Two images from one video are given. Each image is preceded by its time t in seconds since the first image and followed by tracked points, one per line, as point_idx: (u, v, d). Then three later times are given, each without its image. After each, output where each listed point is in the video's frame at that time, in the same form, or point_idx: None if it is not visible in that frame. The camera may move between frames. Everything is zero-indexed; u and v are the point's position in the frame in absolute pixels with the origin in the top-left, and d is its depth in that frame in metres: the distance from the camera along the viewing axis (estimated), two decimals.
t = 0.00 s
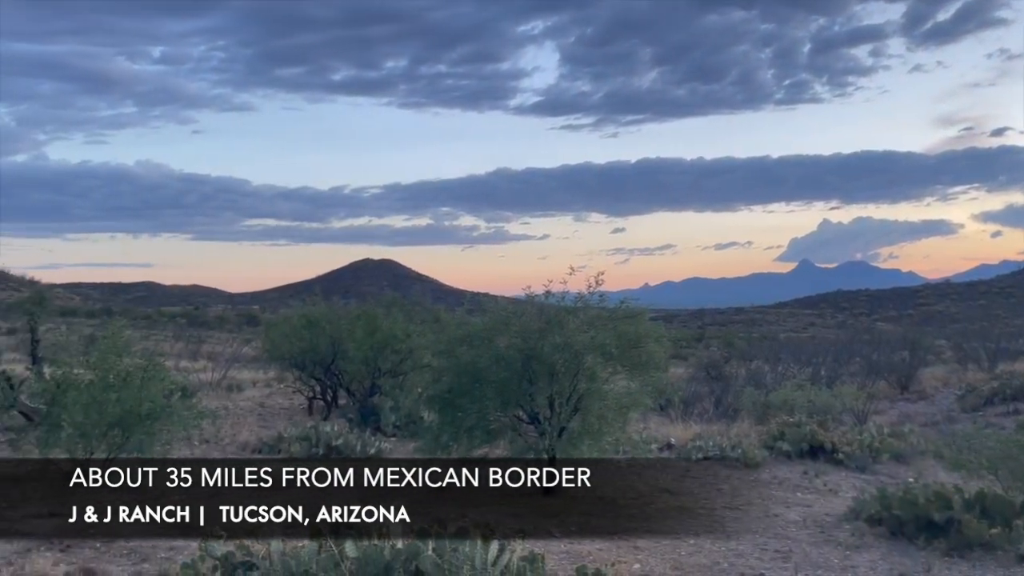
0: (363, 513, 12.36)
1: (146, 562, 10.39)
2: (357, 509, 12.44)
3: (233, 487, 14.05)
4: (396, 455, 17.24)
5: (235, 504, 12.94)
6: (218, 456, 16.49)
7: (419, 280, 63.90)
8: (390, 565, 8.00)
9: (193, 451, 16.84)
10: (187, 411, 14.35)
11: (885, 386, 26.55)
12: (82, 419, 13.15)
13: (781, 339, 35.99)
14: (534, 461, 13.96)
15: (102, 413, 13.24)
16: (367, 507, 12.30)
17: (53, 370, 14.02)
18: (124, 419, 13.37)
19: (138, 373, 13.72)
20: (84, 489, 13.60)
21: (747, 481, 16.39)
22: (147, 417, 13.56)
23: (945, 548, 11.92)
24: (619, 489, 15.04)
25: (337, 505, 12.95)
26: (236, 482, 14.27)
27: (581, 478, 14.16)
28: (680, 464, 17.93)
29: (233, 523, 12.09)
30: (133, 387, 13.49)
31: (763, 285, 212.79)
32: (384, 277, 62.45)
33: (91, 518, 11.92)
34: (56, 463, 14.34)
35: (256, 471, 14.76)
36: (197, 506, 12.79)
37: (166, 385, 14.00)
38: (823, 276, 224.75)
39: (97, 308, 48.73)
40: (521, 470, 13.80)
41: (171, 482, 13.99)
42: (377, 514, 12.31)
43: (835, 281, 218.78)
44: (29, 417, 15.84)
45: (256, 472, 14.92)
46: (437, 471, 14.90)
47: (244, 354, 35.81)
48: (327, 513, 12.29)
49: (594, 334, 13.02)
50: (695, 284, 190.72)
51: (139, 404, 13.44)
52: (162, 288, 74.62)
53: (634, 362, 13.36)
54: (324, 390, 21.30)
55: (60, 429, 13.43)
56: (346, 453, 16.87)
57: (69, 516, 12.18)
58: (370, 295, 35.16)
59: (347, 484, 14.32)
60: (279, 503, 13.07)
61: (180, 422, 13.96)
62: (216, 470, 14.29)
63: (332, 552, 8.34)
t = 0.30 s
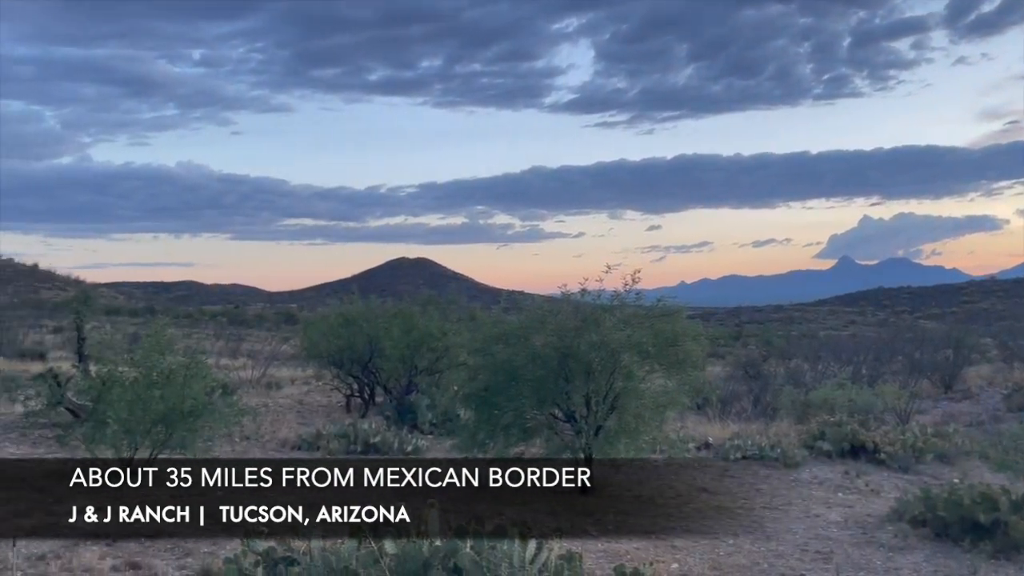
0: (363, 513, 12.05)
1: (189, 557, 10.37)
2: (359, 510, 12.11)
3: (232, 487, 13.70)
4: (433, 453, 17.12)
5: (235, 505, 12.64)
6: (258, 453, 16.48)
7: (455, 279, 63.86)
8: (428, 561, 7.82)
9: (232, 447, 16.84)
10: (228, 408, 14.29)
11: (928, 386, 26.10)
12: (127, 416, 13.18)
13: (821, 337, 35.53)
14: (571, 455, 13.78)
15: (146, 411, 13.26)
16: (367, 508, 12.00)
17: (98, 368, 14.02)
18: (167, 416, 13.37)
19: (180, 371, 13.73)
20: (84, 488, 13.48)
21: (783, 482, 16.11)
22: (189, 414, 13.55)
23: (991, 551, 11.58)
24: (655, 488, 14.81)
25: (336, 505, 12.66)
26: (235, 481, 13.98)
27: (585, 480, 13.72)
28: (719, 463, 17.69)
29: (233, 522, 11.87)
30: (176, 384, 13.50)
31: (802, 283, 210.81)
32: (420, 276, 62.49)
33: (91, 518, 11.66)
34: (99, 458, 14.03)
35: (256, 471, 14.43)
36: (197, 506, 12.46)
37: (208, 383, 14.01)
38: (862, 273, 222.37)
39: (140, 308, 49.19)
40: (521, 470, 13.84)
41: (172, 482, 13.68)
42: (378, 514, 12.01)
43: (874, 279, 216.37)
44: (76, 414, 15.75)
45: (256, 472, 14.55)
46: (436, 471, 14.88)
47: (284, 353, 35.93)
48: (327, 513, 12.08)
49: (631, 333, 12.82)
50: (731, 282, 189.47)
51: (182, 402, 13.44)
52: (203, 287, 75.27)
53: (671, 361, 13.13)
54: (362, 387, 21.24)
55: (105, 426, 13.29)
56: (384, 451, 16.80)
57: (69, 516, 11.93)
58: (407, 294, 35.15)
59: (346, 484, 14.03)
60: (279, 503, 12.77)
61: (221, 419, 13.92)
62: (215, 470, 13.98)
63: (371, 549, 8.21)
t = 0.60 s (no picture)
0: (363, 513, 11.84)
1: (231, 552, 10.32)
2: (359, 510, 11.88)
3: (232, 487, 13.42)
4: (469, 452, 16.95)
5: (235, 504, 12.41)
6: (296, 450, 16.45)
7: (490, 277, 63.75)
8: (466, 559, 7.65)
9: (271, 444, 16.82)
10: (267, 405, 14.21)
11: (971, 385, 25.61)
12: (169, 413, 13.17)
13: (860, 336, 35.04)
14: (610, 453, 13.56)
15: (187, 408, 13.23)
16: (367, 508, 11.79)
17: (141, 366, 14.01)
18: (208, 413, 13.33)
19: (220, 368, 13.66)
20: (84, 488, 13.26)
21: (823, 482, 15.80)
22: (230, 411, 13.48)
23: None
24: (692, 488, 14.56)
25: (336, 505, 12.44)
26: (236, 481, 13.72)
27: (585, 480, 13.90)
28: (758, 463, 17.40)
29: (234, 522, 11.68)
30: (216, 382, 13.43)
31: (838, 280, 208.70)
32: (455, 275, 62.46)
33: (90, 517, 11.43)
34: (142, 455, 14.07)
35: (257, 470, 14.16)
36: (197, 506, 12.24)
37: (248, 381, 13.93)
38: (900, 271, 219.86)
39: (179, 306, 49.53)
40: (521, 470, 13.85)
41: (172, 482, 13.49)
42: (378, 514, 11.78)
43: (913, 277, 213.83)
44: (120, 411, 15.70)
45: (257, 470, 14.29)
46: (437, 471, 14.70)
47: (320, 351, 35.98)
48: (327, 513, 11.90)
49: (666, 331, 12.60)
50: (767, 280, 187.99)
51: (222, 399, 13.37)
52: (240, 286, 75.76)
53: (708, 360, 12.88)
54: (397, 385, 21.16)
55: (148, 422, 13.28)
56: (419, 449, 16.69)
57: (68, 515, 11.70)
58: (442, 293, 35.08)
59: (346, 485, 13.76)
60: (279, 503, 12.55)
61: (261, 417, 13.81)
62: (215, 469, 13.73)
63: (409, 547, 8.11)
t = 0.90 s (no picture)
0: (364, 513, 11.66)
1: (271, 548, 10.28)
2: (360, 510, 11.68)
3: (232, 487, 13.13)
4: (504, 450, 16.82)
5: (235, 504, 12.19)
6: (333, 448, 16.39)
7: (525, 276, 63.58)
8: (503, 557, 7.50)
9: (308, 441, 16.77)
10: (307, 404, 14.16)
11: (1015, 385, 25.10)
12: (209, 410, 13.17)
13: (900, 335, 34.52)
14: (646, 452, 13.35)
15: (228, 405, 13.22)
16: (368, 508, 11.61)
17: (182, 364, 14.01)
18: (248, 411, 13.31)
19: (260, 366, 13.61)
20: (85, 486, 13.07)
21: (863, 483, 15.50)
22: (269, 409, 13.44)
23: None
24: (730, 489, 14.31)
25: (337, 505, 12.27)
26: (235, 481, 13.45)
27: (585, 480, 13.59)
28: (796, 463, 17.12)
29: (234, 522, 11.48)
30: (255, 380, 13.39)
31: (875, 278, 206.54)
32: (491, 274, 62.34)
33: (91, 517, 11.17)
34: (187, 453, 14.12)
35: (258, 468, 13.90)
36: (197, 506, 12.02)
37: (287, 379, 13.88)
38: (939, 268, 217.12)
39: (218, 305, 49.81)
40: (522, 470, 13.53)
41: (172, 482, 13.23)
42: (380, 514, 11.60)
43: (952, 275, 211.11)
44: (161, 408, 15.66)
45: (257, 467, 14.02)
46: (437, 471, 14.40)
47: (356, 350, 36.00)
48: (328, 513, 11.73)
49: (703, 330, 12.40)
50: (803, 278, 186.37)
51: (262, 397, 13.33)
52: (277, 285, 76.12)
53: (745, 360, 12.65)
54: (432, 384, 21.05)
55: (190, 420, 13.30)
56: (455, 447, 16.59)
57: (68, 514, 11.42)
58: (478, 291, 34.95)
59: (348, 484, 13.50)
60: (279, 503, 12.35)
61: (300, 415, 13.75)
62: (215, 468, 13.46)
63: (446, 545, 7.97)
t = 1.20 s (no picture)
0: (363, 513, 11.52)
1: (307, 544, 10.22)
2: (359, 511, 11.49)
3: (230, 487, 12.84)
4: (536, 449, 16.68)
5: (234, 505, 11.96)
6: (366, 446, 16.31)
7: (558, 275, 63.35)
8: (538, 556, 7.35)
9: (342, 439, 16.69)
10: (342, 402, 14.09)
11: None
12: (246, 408, 13.10)
13: (938, 334, 33.98)
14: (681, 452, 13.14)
15: (264, 403, 13.16)
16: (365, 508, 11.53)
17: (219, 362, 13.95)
18: (284, 409, 13.25)
19: (296, 365, 13.54)
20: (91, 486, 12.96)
21: (903, 484, 15.21)
22: (304, 407, 13.38)
23: None
24: (766, 489, 14.09)
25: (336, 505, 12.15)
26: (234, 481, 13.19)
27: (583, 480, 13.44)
28: (834, 463, 16.83)
29: (235, 523, 11.24)
30: (292, 379, 13.33)
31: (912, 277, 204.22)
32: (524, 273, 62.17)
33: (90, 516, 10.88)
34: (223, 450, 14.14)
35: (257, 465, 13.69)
36: (196, 506, 11.77)
37: (322, 377, 13.78)
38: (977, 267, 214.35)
39: (253, 304, 50.00)
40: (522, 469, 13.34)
41: (172, 483, 13.01)
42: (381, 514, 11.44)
43: (990, 272, 208.37)
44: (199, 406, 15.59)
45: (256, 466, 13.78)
46: (436, 471, 14.15)
47: (391, 349, 35.95)
48: (327, 513, 11.60)
49: (739, 329, 12.17)
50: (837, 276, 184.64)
51: (298, 396, 13.28)
52: (311, 285, 76.37)
53: (781, 359, 12.41)
54: (465, 382, 20.94)
55: (228, 417, 13.23)
56: (487, 445, 16.47)
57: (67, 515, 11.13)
58: (511, 291, 34.82)
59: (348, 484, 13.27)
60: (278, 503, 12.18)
61: (336, 414, 13.67)
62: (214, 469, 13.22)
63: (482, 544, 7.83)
